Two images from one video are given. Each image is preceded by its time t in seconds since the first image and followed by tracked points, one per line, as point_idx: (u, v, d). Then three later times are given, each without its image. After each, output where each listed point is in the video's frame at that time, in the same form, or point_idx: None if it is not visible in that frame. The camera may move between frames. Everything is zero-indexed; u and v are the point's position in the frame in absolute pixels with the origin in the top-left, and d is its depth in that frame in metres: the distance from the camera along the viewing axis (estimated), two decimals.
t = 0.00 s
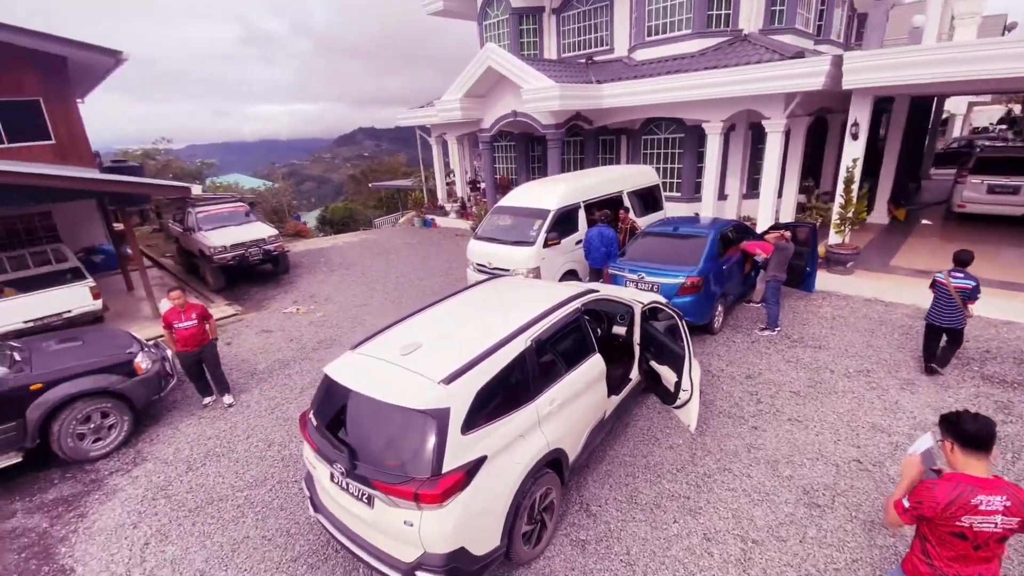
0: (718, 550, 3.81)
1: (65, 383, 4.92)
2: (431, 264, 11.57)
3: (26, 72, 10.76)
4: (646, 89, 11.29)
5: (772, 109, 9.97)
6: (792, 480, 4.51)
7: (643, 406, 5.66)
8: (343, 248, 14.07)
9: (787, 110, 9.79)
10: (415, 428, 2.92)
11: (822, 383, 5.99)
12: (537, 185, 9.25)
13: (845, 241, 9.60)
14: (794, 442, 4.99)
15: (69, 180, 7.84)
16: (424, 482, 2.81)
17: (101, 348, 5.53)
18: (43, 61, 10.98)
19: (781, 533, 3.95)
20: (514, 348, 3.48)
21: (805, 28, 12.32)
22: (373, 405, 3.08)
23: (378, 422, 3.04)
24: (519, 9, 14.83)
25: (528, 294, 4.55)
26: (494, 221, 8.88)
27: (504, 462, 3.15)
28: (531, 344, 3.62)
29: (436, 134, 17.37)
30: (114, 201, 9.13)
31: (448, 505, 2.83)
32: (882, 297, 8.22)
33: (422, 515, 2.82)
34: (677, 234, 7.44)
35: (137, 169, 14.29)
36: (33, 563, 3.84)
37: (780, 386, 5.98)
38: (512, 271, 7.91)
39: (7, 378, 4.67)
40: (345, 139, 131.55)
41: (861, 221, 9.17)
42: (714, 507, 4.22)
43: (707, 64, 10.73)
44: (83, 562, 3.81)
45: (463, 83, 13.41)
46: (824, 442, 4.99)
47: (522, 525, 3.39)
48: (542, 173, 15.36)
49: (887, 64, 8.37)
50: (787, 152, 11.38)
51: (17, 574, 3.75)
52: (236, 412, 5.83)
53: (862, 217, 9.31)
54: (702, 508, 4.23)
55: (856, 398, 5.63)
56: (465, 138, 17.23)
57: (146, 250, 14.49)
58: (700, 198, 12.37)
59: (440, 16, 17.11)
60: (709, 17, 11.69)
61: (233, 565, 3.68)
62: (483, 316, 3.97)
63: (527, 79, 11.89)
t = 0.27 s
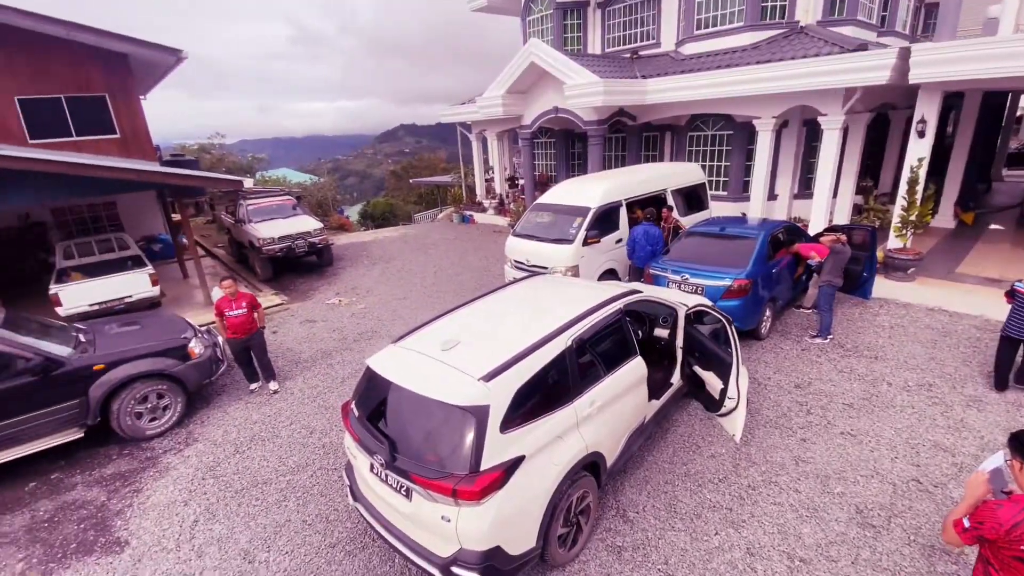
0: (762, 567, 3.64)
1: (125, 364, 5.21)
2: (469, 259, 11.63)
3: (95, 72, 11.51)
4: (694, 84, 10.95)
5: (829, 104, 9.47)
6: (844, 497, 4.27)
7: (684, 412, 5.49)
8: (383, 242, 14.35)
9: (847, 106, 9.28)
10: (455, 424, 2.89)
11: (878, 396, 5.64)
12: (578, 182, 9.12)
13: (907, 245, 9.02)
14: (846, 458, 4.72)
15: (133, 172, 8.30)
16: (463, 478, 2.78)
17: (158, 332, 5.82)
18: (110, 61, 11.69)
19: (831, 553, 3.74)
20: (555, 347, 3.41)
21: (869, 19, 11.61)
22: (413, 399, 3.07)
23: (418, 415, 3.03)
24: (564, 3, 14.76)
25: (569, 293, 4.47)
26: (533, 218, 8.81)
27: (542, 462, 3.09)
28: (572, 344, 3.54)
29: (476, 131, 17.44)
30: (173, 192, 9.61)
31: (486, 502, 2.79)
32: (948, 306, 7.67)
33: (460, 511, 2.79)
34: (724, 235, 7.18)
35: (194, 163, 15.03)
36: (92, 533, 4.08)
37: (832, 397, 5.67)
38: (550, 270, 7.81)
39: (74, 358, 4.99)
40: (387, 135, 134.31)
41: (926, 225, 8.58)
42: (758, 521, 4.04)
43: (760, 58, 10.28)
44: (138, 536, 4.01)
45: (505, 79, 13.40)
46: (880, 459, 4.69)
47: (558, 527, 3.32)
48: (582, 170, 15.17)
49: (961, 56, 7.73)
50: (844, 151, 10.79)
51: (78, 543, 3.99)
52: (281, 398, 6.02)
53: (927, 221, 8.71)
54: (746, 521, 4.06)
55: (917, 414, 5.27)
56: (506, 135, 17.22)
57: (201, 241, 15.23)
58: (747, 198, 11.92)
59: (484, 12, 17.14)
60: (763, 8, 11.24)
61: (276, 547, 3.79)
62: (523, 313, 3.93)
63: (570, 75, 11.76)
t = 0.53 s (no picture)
0: None
1: (179, 349, 5.47)
2: (506, 256, 11.62)
3: (157, 70, 12.15)
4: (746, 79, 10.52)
5: (894, 100, 8.87)
6: (901, 520, 3.99)
7: (727, 420, 5.28)
8: (423, 237, 14.54)
9: (914, 103, 8.65)
10: (492, 422, 2.84)
11: (942, 412, 5.25)
12: (620, 179, 8.91)
13: (977, 251, 8.38)
14: (905, 478, 4.41)
15: (191, 165, 8.71)
16: (499, 478, 2.72)
17: (210, 319, 6.08)
18: (171, 59, 12.31)
19: None
20: (597, 348, 3.32)
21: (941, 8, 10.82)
22: (451, 395, 3.05)
23: (455, 412, 3.00)
24: None
25: (611, 293, 4.35)
26: (573, 216, 8.67)
27: (580, 466, 3.01)
28: (613, 346, 3.43)
29: (517, 127, 17.40)
30: (226, 185, 10.03)
31: (522, 504, 2.73)
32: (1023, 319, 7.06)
33: (495, 511, 2.73)
34: (775, 236, 6.86)
35: (247, 157, 15.67)
36: (144, 509, 4.30)
37: (890, 411, 5.33)
38: (589, 268, 7.67)
39: (132, 342, 5.27)
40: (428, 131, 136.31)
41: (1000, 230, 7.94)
42: (806, 539, 3.83)
43: (819, 51, 9.73)
44: (186, 514, 4.20)
45: (548, 75, 13.29)
46: (944, 481, 4.36)
47: (594, 533, 3.24)
48: (624, 168, 14.89)
49: None
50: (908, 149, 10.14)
51: (132, 517, 4.21)
52: (323, 387, 6.18)
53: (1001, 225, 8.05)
54: (792, 538, 3.85)
55: (987, 435, 4.87)
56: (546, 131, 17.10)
57: (251, 232, 15.88)
58: (799, 197, 11.39)
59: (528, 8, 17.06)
60: None
61: (314, 533, 3.88)
62: (564, 313, 3.84)
63: (615, 69, 11.53)
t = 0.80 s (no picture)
0: None
1: (228, 336, 5.69)
2: (545, 253, 11.52)
3: (214, 67, 12.71)
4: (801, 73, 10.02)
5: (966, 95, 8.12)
6: (968, 549, 3.67)
7: (774, 432, 5.03)
8: (462, 233, 14.64)
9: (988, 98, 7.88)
10: (529, 424, 2.76)
11: (1017, 434, 4.81)
12: (665, 177, 8.64)
13: None
14: (973, 503, 4.06)
15: (243, 160, 9.05)
16: (535, 481, 2.65)
17: (259, 308, 6.29)
18: (227, 57, 12.85)
19: None
20: (638, 352, 3.19)
21: None
22: (487, 393, 3.00)
23: (492, 410, 2.95)
24: None
25: (654, 294, 4.20)
26: (615, 214, 8.47)
27: (618, 473, 2.90)
28: (655, 350, 3.30)
29: (559, 123, 17.25)
30: (275, 179, 10.39)
31: (558, 509, 2.64)
32: None
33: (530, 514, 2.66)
34: (830, 239, 6.48)
35: (295, 152, 16.20)
36: (191, 489, 4.50)
37: (956, 430, 4.92)
38: (629, 268, 7.48)
39: (185, 328, 5.53)
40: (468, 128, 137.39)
41: None
42: (859, 563, 3.59)
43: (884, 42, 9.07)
44: (230, 496, 4.36)
45: (592, 70, 13.09)
46: (1019, 509, 3.98)
47: (631, 542, 3.13)
48: (667, 165, 14.50)
49: None
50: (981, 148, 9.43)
51: (181, 496, 4.41)
52: (362, 378, 6.29)
53: None
54: (844, 561, 3.61)
55: None
56: (588, 128, 16.86)
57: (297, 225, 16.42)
58: (857, 198, 10.78)
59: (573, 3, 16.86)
60: None
61: (350, 521, 3.94)
62: (604, 314, 3.73)
63: (662, 64, 11.21)
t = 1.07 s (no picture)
0: None
1: (275, 325, 5.88)
2: (584, 251, 11.35)
3: (268, 66, 13.19)
4: (864, 65, 9.42)
5: None
6: None
7: (826, 447, 4.74)
8: (501, 230, 14.64)
9: None
10: (567, 428, 2.68)
11: None
12: (713, 174, 8.30)
13: None
14: None
15: (292, 155, 9.35)
16: (571, 487, 2.56)
17: (305, 300, 6.47)
18: (280, 56, 13.30)
19: None
20: (684, 358, 3.05)
21: None
22: (524, 394, 2.93)
23: (528, 413, 2.88)
24: None
25: (701, 298, 4.02)
26: (659, 212, 8.20)
27: (659, 484, 2.78)
28: (701, 357, 3.14)
29: (602, 120, 16.95)
30: (322, 174, 10.68)
31: (594, 518, 2.55)
32: None
33: (566, 520, 2.58)
34: (894, 243, 6.04)
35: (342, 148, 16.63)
36: (236, 472, 4.67)
37: None
38: (673, 268, 7.21)
39: (235, 316, 5.74)
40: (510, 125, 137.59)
41: None
42: None
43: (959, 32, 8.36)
44: (271, 481, 4.49)
45: (639, 64, 12.78)
46: None
47: (670, 556, 2.99)
48: (715, 162, 14.01)
49: None
50: None
51: (226, 478, 4.59)
52: (400, 371, 6.36)
53: None
54: None
55: None
56: (632, 124, 16.49)
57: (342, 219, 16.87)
58: (925, 199, 10.03)
59: None
60: None
61: (384, 513, 3.97)
62: (648, 316, 3.59)
63: (714, 57, 10.79)
